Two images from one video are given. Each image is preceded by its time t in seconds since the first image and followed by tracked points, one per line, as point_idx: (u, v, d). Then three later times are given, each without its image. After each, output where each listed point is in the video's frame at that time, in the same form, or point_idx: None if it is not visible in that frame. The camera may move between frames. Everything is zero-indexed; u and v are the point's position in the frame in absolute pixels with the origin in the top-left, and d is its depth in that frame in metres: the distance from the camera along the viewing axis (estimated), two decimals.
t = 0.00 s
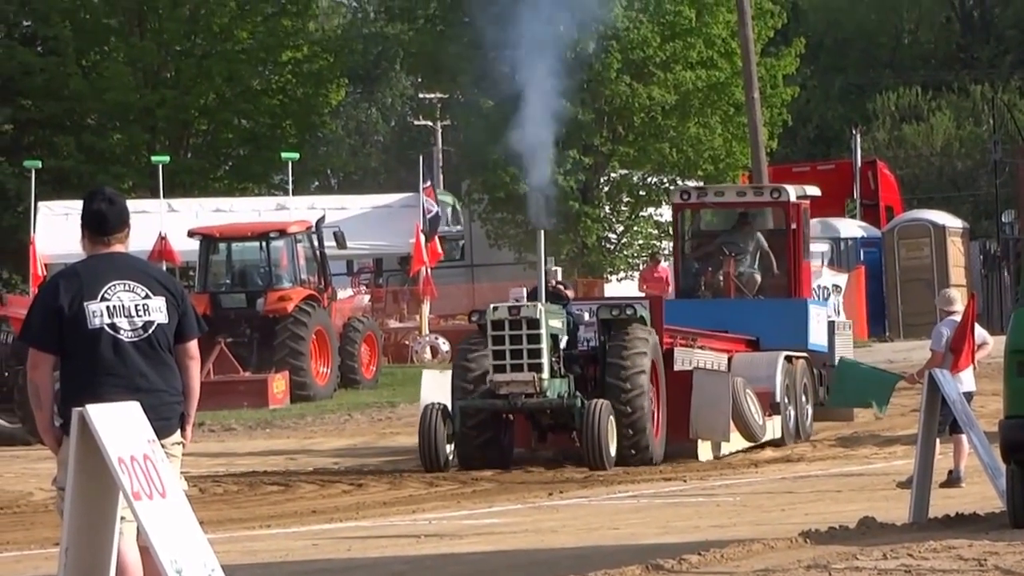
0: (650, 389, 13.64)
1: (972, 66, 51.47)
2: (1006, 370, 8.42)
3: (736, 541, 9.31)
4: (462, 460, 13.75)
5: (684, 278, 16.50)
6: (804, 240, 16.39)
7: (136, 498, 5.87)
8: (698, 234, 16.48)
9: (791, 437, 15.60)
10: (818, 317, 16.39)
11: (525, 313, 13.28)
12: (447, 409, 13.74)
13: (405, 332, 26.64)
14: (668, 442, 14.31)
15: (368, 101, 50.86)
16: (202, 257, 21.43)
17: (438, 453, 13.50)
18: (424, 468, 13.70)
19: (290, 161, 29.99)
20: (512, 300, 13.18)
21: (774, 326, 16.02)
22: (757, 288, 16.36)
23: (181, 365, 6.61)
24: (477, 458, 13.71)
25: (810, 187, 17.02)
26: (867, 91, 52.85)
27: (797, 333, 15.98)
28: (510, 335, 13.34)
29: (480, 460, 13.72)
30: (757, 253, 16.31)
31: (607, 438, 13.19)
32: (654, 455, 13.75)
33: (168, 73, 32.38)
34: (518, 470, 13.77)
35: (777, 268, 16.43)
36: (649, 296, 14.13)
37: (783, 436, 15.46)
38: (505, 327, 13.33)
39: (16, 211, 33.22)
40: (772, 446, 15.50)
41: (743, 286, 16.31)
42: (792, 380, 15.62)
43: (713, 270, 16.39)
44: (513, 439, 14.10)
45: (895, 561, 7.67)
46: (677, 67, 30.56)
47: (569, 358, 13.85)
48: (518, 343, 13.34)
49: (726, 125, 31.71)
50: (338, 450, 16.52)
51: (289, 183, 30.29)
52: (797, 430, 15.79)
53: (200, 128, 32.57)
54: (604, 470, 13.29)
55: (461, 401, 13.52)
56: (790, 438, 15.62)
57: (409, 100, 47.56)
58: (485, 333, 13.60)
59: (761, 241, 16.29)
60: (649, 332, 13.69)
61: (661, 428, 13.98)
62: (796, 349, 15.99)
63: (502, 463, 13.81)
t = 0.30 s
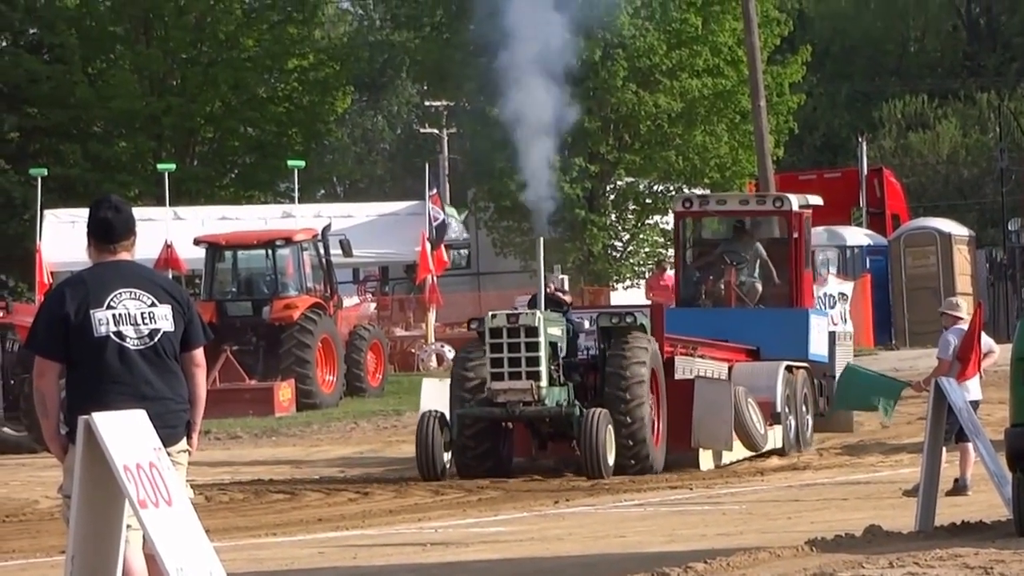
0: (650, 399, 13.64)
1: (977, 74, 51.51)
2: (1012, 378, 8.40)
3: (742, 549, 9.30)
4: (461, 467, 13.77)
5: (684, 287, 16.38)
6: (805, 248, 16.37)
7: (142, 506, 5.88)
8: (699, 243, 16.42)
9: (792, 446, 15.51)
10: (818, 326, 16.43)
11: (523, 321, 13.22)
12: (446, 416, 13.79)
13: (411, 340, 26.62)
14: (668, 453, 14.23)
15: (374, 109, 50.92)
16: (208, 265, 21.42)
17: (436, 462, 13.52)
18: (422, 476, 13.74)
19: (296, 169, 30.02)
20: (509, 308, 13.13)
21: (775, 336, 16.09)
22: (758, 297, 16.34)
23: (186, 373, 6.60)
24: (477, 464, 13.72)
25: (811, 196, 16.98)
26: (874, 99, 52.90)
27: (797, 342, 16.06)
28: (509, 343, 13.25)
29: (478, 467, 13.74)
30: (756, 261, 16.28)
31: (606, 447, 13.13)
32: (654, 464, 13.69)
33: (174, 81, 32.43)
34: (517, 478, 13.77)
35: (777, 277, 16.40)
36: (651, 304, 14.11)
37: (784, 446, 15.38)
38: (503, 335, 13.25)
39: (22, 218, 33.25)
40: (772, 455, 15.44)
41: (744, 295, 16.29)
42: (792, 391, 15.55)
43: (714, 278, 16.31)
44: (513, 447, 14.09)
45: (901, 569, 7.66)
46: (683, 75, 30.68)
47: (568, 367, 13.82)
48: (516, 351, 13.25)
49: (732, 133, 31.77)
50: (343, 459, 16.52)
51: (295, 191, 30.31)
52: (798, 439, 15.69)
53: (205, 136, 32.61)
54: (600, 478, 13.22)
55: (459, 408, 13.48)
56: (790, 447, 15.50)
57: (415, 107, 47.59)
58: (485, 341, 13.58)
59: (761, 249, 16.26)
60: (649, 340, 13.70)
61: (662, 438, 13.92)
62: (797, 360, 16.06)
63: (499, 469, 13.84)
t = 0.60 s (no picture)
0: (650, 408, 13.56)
1: (983, 82, 51.51)
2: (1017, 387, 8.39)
3: (749, 558, 9.28)
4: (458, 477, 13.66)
5: (682, 295, 16.39)
6: (805, 257, 16.33)
7: (147, 515, 5.88)
8: (697, 252, 16.42)
9: (792, 456, 15.41)
10: (818, 334, 16.18)
11: (520, 329, 13.07)
12: (441, 424, 13.67)
13: (417, 348, 26.60)
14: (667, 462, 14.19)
15: (379, 117, 50.94)
16: (213, 273, 21.52)
17: (432, 471, 13.39)
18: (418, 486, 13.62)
19: (303, 177, 30.03)
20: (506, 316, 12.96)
21: (774, 344, 15.86)
22: (758, 306, 16.30)
23: (193, 382, 6.59)
24: (473, 474, 13.61)
25: (811, 206, 16.94)
26: (880, 108, 52.91)
27: (796, 351, 15.86)
28: (505, 351, 13.12)
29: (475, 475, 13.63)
30: (757, 270, 16.25)
31: (603, 456, 13.03)
32: (653, 473, 13.64)
33: (179, 90, 32.44)
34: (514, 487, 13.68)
35: (777, 285, 16.37)
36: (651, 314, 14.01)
37: (784, 455, 15.24)
38: (500, 343, 13.11)
39: (28, 226, 33.31)
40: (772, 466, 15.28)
41: (743, 304, 16.24)
42: (792, 400, 15.42)
43: (712, 287, 16.30)
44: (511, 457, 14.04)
45: None
46: (689, 84, 30.78)
47: (567, 374, 13.73)
48: (513, 359, 13.13)
49: (738, 141, 31.80)
50: (348, 467, 16.52)
51: (301, 200, 30.33)
52: (797, 448, 15.57)
53: (211, 145, 32.62)
54: (599, 488, 13.13)
55: (456, 416, 13.36)
56: (790, 456, 15.39)
57: (422, 116, 47.66)
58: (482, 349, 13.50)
59: (762, 258, 16.24)
60: (648, 348, 13.57)
61: (662, 447, 13.90)
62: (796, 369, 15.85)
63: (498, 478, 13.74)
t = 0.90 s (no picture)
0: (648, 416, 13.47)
1: (990, 90, 51.58)
2: None
3: (754, 567, 9.27)
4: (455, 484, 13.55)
5: (679, 305, 16.29)
6: (802, 267, 16.29)
7: (153, 523, 5.89)
8: (694, 261, 16.33)
9: (791, 465, 15.29)
10: (815, 344, 16.07)
11: (516, 338, 13.02)
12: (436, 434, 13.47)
13: (423, 356, 26.58)
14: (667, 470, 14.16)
15: (386, 125, 50.97)
16: (220, 282, 21.51)
17: (429, 482, 13.21)
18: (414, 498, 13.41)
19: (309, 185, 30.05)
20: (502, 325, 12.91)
21: (772, 354, 15.76)
22: (754, 315, 16.23)
23: (199, 391, 6.58)
24: (472, 483, 13.54)
25: (809, 214, 16.86)
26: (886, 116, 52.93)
27: (796, 360, 15.72)
28: (502, 360, 13.06)
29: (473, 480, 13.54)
30: (754, 280, 16.21)
31: (600, 466, 12.90)
32: (652, 484, 13.52)
33: (186, 98, 32.49)
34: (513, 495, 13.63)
35: (774, 295, 16.32)
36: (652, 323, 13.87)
37: (783, 465, 15.12)
38: (496, 351, 13.04)
39: (34, 234, 33.37)
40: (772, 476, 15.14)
41: (740, 313, 16.15)
42: (792, 410, 15.34)
43: (709, 297, 16.22)
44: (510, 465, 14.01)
45: None
46: (695, 92, 30.84)
47: (565, 384, 13.65)
48: (509, 368, 13.06)
49: (744, 150, 31.68)
50: (354, 475, 16.52)
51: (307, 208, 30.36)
52: (797, 458, 15.47)
53: (217, 154, 32.64)
54: (596, 498, 13.02)
55: (452, 428, 13.27)
56: (790, 467, 15.28)
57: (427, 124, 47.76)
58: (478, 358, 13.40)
59: (759, 267, 16.19)
60: (647, 356, 13.47)
61: (661, 456, 13.75)
62: (797, 379, 15.74)
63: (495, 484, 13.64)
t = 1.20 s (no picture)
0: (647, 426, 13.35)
1: (996, 99, 51.65)
2: None
3: None
4: (451, 493, 13.39)
5: (679, 316, 15.83)
6: (803, 276, 15.85)
7: (159, 532, 5.89)
8: (693, 271, 15.84)
9: (791, 475, 15.12)
10: (814, 354, 15.75)
11: (512, 346, 12.84)
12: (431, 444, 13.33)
13: (429, 365, 26.57)
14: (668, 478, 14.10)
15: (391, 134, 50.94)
16: (226, 290, 21.44)
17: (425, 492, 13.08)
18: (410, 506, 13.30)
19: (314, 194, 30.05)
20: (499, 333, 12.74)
21: (773, 364, 15.42)
22: (754, 326, 15.76)
23: (205, 399, 6.56)
24: (469, 491, 13.38)
25: (809, 224, 16.37)
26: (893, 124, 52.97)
27: (796, 370, 15.42)
28: (498, 368, 12.87)
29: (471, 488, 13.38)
30: (754, 289, 15.72)
31: (597, 475, 12.76)
32: (651, 493, 13.33)
33: (191, 106, 32.50)
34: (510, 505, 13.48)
35: (774, 305, 15.84)
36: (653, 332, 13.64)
37: (782, 475, 14.92)
38: (492, 360, 12.87)
39: (40, 243, 33.40)
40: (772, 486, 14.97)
41: (740, 324, 15.70)
42: (792, 419, 15.15)
43: (709, 307, 15.75)
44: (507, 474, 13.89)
45: None
46: (701, 100, 30.90)
47: (563, 392, 13.55)
48: (506, 377, 12.87)
49: (750, 158, 31.83)
50: (360, 484, 16.49)
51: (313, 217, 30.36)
52: (797, 469, 15.29)
53: (223, 162, 32.64)
54: (593, 507, 12.84)
55: (449, 436, 13.11)
56: (790, 476, 15.11)
57: (433, 133, 47.74)
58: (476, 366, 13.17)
59: (758, 277, 15.70)
60: (646, 364, 13.29)
61: (661, 464, 13.55)
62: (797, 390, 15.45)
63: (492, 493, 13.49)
